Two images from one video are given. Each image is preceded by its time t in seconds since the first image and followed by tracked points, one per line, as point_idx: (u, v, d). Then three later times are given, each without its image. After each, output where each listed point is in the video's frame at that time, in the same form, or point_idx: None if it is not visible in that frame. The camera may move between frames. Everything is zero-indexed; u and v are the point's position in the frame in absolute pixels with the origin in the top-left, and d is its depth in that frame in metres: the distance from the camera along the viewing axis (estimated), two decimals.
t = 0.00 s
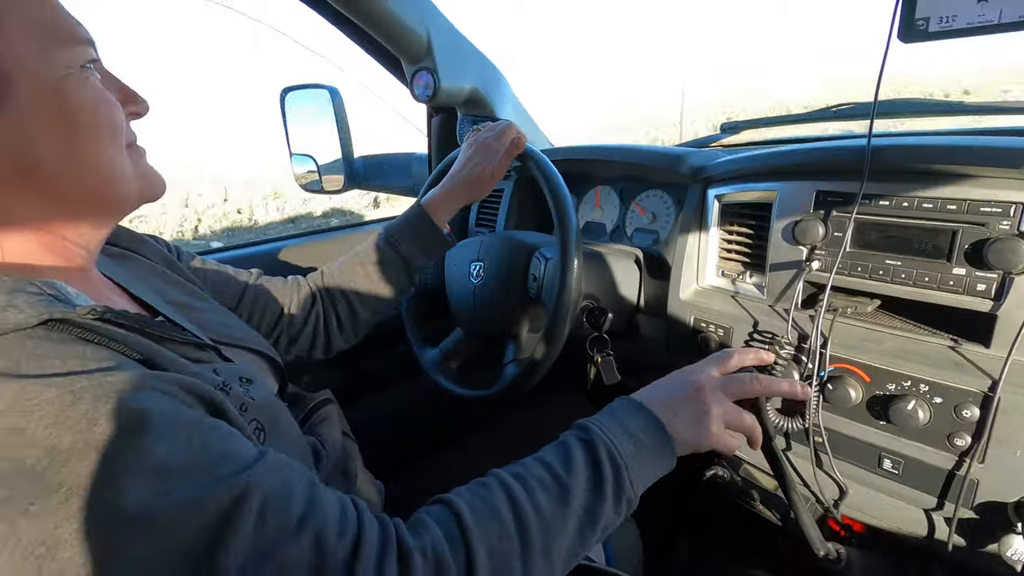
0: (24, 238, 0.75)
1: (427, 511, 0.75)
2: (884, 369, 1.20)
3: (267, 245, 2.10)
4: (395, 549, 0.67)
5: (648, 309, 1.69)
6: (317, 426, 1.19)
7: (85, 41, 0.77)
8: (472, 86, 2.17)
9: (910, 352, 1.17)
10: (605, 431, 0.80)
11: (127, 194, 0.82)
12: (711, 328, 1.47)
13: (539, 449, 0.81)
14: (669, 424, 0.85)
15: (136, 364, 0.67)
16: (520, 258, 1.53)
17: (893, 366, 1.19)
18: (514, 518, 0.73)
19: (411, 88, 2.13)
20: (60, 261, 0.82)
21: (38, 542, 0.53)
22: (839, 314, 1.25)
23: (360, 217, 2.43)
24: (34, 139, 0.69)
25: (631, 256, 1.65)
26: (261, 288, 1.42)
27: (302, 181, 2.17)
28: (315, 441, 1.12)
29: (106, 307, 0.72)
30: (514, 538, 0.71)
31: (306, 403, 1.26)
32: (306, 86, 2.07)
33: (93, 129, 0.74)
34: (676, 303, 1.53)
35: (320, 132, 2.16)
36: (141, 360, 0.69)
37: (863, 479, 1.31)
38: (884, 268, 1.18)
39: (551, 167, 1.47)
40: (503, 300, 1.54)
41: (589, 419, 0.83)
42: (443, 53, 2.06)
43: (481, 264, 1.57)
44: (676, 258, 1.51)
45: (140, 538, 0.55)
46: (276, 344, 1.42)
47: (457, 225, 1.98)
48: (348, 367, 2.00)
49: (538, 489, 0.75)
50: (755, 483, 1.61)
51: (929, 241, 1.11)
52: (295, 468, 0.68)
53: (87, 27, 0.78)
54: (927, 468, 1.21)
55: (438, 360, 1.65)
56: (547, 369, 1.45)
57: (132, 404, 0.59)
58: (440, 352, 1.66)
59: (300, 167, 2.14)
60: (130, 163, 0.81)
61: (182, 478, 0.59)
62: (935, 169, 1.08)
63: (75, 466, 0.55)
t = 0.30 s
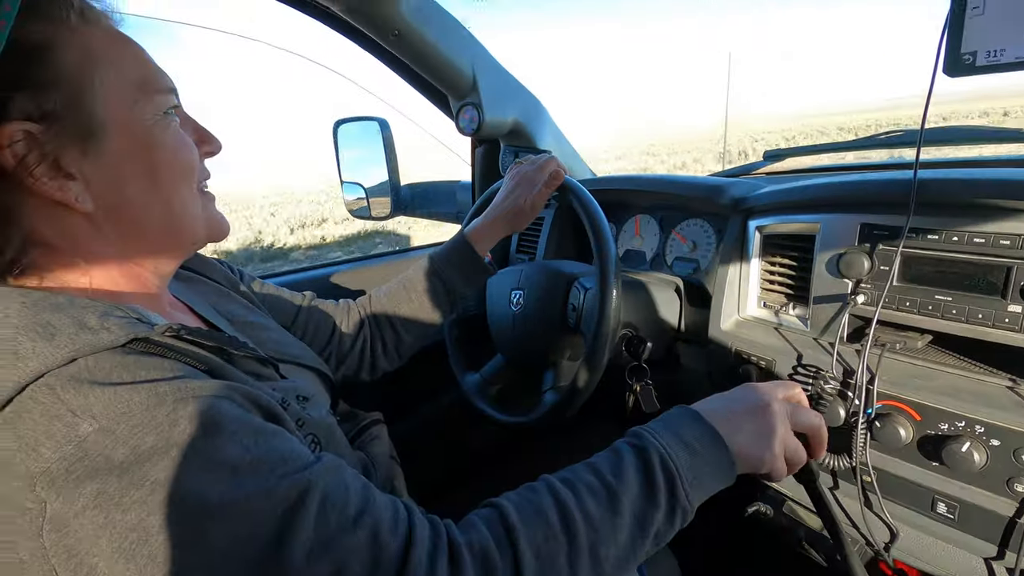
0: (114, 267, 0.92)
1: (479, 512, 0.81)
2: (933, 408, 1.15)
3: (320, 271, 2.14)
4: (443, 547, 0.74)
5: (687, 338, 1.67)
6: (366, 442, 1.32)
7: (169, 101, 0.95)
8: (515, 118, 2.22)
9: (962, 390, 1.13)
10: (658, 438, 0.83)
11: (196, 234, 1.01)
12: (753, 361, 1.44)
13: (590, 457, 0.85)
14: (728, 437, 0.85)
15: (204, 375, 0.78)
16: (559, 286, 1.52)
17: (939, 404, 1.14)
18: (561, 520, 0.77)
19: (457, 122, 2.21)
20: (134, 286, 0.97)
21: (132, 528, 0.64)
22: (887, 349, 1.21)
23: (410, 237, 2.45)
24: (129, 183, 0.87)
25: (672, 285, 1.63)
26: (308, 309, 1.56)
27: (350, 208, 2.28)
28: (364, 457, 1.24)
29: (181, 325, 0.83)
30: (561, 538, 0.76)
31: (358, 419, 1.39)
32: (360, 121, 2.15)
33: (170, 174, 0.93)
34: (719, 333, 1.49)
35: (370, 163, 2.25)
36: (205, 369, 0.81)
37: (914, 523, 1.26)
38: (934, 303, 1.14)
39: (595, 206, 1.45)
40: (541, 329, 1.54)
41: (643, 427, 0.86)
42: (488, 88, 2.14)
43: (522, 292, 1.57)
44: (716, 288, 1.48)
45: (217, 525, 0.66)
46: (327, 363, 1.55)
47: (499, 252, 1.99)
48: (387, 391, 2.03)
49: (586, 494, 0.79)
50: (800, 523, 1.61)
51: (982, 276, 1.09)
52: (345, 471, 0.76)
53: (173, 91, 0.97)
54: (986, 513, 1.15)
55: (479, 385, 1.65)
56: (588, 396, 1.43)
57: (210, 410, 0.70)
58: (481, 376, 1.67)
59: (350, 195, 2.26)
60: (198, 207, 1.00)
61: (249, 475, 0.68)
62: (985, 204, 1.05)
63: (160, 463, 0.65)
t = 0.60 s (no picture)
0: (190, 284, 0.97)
1: (520, 543, 0.79)
2: (1010, 448, 1.11)
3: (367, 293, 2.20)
4: None
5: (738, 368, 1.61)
6: (418, 463, 1.31)
7: (239, 128, 1.01)
8: (563, 144, 2.22)
9: None
10: (706, 476, 0.79)
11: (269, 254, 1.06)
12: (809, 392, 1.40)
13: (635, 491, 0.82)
14: (782, 481, 0.80)
15: (269, 390, 0.81)
16: (606, 312, 1.49)
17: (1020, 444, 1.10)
18: (604, 554, 0.75)
19: (506, 149, 2.22)
20: (210, 306, 1.04)
21: (199, 534, 0.64)
22: (956, 384, 1.15)
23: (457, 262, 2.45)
24: (207, 209, 0.93)
25: (722, 311, 1.58)
26: (364, 330, 1.60)
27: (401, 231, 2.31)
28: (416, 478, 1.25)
29: (249, 341, 0.86)
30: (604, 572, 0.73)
31: (410, 438, 1.39)
32: (409, 149, 2.18)
33: (242, 198, 0.98)
34: (773, 363, 1.44)
35: (419, 187, 2.26)
36: (270, 387, 0.83)
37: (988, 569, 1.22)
38: (1009, 337, 1.08)
39: (638, 225, 1.45)
40: (590, 354, 1.51)
41: (691, 463, 0.82)
42: (536, 115, 2.16)
43: (569, 317, 1.55)
44: (770, 317, 1.43)
45: (278, 537, 0.65)
46: (379, 380, 1.57)
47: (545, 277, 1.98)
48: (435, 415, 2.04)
49: (630, 529, 0.76)
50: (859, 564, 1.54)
51: None
52: (393, 494, 0.75)
53: (240, 118, 1.03)
54: None
55: (527, 411, 1.61)
56: (633, 425, 1.39)
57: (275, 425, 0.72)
58: (529, 402, 1.62)
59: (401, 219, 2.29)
60: (267, 226, 1.04)
61: (308, 490, 0.68)
62: None
63: (228, 472, 0.66)
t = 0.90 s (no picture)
0: (242, 283, 1.10)
1: None
2: None
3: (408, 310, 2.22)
4: None
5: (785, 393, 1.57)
6: (449, 480, 1.30)
7: (289, 144, 1.14)
8: (606, 164, 2.21)
9: None
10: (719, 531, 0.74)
11: (313, 261, 1.16)
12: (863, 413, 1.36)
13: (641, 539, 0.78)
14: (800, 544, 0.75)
15: (285, 397, 0.92)
16: (648, 332, 1.46)
17: None
18: None
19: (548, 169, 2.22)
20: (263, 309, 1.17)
21: (189, 534, 0.74)
22: None
23: (502, 275, 2.46)
24: (254, 218, 1.07)
25: (770, 334, 1.54)
26: (405, 340, 1.62)
27: (445, 249, 2.32)
28: (447, 498, 1.23)
29: (271, 344, 0.98)
30: None
31: (445, 453, 1.38)
32: (455, 168, 2.21)
33: (288, 208, 1.11)
34: (823, 387, 1.41)
35: (461, 203, 2.25)
36: (288, 392, 0.94)
37: None
38: None
39: (680, 242, 1.43)
40: (631, 375, 1.48)
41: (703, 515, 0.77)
42: (579, 136, 2.16)
43: (610, 336, 1.52)
44: (821, 340, 1.40)
45: (266, 549, 0.73)
46: (416, 394, 1.59)
47: (587, 295, 1.96)
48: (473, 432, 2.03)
49: None
50: None
51: None
52: (381, 517, 0.82)
53: (294, 136, 1.16)
54: None
55: (564, 431, 1.58)
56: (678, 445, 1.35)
57: (280, 437, 0.81)
58: (568, 421, 1.59)
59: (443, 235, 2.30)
60: (312, 233, 1.15)
61: (302, 507, 0.77)
62: None
63: (229, 480, 0.76)
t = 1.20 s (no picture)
0: (281, 291, 1.11)
1: None
2: None
3: (445, 322, 2.23)
4: None
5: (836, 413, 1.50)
6: (489, 493, 1.27)
7: (326, 156, 1.15)
8: (647, 176, 2.18)
9: None
10: None
11: (349, 270, 1.16)
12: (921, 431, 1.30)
13: None
14: None
15: (323, 395, 0.92)
16: (691, 347, 1.42)
17: None
18: None
19: (588, 181, 2.21)
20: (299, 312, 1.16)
21: (234, 536, 0.76)
22: None
23: (541, 287, 2.43)
24: (290, 226, 1.07)
25: (819, 351, 1.45)
26: (439, 351, 1.62)
27: (483, 259, 2.29)
28: (487, 512, 1.21)
29: (306, 342, 0.99)
30: None
31: (484, 464, 1.35)
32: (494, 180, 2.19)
33: (325, 216, 1.11)
34: (879, 407, 1.36)
35: (502, 214, 2.22)
36: (324, 391, 0.95)
37: None
38: None
39: (721, 254, 1.39)
40: (672, 391, 1.43)
41: None
42: (621, 148, 2.13)
43: (651, 350, 1.48)
44: (876, 358, 1.36)
45: (301, 546, 0.75)
46: (454, 404, 1.59)
47: (627, 304, 1.93)
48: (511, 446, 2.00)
49: None
50: None
51: None
52: (409, 518, 0.82)
53: (331, 148, 1.17)
54: None
55: (603, 444, 1.55)
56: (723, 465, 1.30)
57: (315, 435, 0.83)
58: (606, 434, 1.56)
59: (482, 246, 2.27)
60: (349, 243, 1.15)
61: (334, 505, 0.78)
62: None
63: (264, 478, 0.78)
